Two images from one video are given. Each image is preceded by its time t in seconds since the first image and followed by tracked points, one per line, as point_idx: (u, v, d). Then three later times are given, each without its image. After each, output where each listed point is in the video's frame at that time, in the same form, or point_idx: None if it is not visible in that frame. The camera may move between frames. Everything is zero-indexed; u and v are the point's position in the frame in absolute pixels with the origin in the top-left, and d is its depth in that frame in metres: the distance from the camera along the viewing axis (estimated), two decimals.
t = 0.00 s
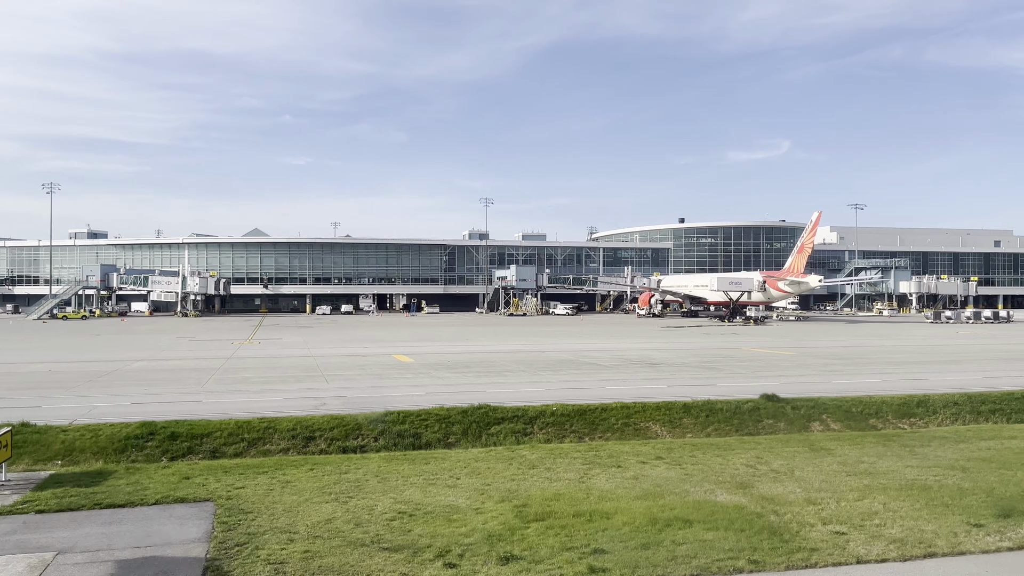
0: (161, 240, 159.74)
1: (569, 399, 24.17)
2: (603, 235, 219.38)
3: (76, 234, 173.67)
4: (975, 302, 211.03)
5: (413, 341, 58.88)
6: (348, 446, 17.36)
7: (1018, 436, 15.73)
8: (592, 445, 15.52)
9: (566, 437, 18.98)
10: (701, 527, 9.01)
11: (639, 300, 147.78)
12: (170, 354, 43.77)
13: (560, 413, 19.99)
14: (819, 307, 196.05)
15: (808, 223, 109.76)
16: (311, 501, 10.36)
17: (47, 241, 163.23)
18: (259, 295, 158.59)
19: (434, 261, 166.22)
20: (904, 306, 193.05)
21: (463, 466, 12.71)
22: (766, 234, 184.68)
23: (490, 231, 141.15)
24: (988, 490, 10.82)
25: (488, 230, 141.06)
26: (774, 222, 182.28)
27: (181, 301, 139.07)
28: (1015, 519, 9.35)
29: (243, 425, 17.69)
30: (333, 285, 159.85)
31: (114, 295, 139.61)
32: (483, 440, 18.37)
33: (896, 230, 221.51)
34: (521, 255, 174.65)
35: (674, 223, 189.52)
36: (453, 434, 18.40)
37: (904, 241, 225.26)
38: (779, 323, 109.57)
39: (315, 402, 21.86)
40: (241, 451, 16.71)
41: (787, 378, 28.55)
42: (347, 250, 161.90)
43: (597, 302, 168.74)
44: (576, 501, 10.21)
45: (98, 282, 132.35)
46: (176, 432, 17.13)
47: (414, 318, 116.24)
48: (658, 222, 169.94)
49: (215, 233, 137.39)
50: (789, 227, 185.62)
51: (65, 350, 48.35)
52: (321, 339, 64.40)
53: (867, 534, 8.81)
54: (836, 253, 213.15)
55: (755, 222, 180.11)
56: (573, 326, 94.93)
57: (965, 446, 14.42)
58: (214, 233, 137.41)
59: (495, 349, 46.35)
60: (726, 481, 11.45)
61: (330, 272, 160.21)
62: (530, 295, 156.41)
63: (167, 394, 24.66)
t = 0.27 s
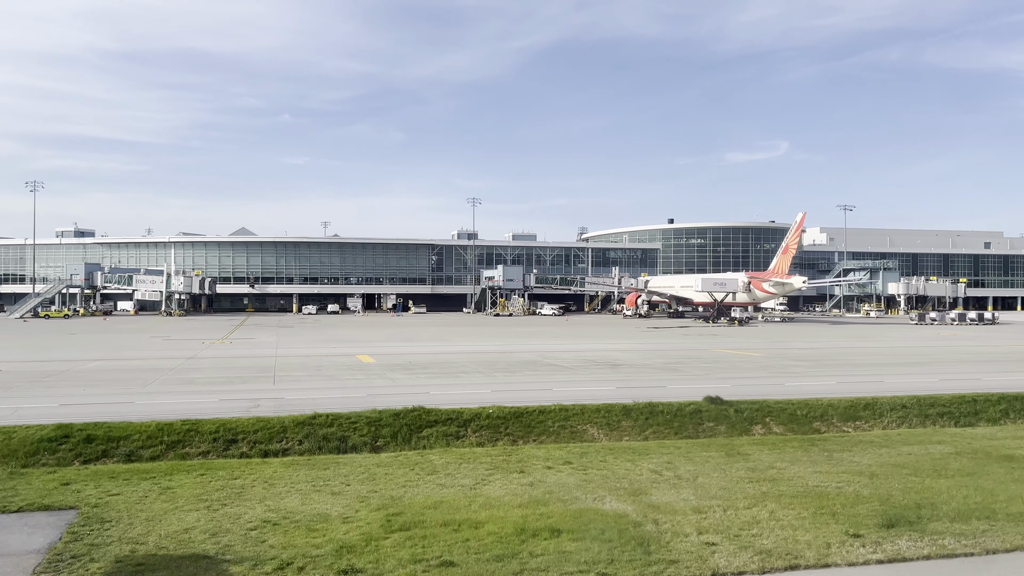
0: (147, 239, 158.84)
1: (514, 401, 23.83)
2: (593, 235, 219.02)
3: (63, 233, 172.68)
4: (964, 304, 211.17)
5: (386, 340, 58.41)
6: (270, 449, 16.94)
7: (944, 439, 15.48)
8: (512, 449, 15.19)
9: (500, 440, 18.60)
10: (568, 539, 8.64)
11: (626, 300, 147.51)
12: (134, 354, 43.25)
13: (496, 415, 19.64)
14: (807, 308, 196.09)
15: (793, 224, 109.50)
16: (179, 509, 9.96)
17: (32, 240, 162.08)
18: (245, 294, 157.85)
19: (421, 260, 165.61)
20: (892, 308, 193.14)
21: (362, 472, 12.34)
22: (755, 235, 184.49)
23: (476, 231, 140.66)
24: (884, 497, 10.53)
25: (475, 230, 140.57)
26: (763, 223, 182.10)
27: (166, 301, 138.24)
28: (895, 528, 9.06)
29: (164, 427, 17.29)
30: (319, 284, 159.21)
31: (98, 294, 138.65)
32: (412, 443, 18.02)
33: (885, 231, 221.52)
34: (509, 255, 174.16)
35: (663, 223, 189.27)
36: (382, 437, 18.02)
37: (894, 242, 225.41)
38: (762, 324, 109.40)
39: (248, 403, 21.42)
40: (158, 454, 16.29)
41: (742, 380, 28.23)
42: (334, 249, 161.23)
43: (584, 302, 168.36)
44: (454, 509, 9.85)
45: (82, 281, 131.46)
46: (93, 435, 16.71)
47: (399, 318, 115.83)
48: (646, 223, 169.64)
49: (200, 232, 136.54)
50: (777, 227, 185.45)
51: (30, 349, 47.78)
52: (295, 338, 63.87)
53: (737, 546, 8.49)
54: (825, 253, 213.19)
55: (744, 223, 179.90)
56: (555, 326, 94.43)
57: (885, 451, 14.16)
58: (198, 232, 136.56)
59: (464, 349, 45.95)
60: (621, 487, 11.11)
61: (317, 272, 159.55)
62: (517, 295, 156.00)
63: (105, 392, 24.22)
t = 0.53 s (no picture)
0: (134, 237, 158.01)
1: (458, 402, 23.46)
2: (583, 235, 218.76)
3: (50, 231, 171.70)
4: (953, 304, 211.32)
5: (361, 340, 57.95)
6: (188, 451, 16.53)
7: (869, 443, 15.18)
8: (427, 451, 14.84)
9: (431, 442, 18.19)
10: (422, 548, 8.26)
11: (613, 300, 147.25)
12: (97, 353, 42.74)
13: (429, 417, 19.26)
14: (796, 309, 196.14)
15: (778, 224, 109.25)
16: (37, 517, 9.55)
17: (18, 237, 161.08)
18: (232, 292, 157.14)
19: (409, 259, 165.06)
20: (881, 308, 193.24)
21: (255, 476, 11.94)
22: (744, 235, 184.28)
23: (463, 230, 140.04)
24: (775, 503, 10.19)
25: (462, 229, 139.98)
26: (752, 223, 181.92)
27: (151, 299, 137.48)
28: (769, 537, 8.73)
29: (81, 429, 16.88)
30: (306, 283, 158.61)
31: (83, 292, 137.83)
32: (338, 445, 17.64)
33: (876, 231, 221.53)
34: (497, 254, 173.71)
35: (652, 223, 189.05)
36: (307, 440, 17.63)
37: (884, 242, 225.69)
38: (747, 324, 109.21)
39: (180, 403, 20.99)
40: (70, 456, 15.86)
41: (696, 380, 27.92)
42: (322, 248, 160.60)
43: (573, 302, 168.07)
44: (322, 516, 9.46)
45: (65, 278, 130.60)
46: (5, 437, 16.29)
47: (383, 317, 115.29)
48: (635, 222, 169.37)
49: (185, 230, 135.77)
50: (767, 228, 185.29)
51: None
52: (271, 338, 63.38)
53: (597, 557, 8.16)
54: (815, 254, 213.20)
55: (733, 223, 179.71)
56: (539, 326, 94.07)
57: (804, 455, 13.83)
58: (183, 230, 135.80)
59: (432, 350, 45.55)
60: (510, 494, 10.73)
61: (304, 270, 158.90)
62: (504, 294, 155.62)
63: (40, 391, 23.75)
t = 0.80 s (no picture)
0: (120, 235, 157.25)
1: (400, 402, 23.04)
2: (574, 234, 218.33)
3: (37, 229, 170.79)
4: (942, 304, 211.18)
5: (335, 339, 57.53)
6: (103, 453, 16.09)
7: (793, 445, 14.85)
8: (338, 455, 14.45)
9: (358, 445, 17.80)
10: (262, 558, 7.87)
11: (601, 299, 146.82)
12: (59, 352, 42.20)
13: (360, 419, 18.86)
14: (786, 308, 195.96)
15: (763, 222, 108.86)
16: None
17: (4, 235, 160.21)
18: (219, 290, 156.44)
19: (397, 258, 164.42)
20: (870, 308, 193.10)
21: (139, 482, 11.53)
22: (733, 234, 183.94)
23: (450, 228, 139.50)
24: (659, 510, 9.84)
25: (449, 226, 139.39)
26: (741, 222, 181.65)
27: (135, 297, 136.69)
28: (633, 546, 8.38)
29: None
30: (293, 281, 157.99)
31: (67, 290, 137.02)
32: (262, 447, 17.26)
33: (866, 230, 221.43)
34: (486, 253, 173.19)
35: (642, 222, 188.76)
36: (229, 442, 17.23)
37: (874, 242, 225.76)
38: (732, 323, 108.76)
39: (109, 403, 20.56)
40: None
41: (650, 379, 27.55)
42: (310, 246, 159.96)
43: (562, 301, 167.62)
44: (180, 524, 9.08)
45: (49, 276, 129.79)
46: None
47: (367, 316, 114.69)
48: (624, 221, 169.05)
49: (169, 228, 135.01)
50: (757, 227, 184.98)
51: None
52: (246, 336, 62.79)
53: (444, 568, 7.80)
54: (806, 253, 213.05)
55: (722, 221, 179.36)
56: (522, 325, 93.54)
57: (718, 459, 13.51)
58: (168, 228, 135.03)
59: (400, 348, 45.07)
60: (391, 500, 10.34)
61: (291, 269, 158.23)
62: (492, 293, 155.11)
63: None
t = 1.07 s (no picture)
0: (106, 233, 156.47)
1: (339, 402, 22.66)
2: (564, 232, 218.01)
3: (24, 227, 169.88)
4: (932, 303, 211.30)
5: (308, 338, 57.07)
6: (12, 456, 15.67)
7: (711, 447, 14.55)
8: (243, 457, 14.07)
9: (283, 447, 17.43)
10: (87, 570, 7.49)
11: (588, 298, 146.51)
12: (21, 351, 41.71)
13: (288, 420, 18.47)
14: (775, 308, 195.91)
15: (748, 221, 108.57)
16: None
17: None
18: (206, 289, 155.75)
19: (385, 256, 163.82)
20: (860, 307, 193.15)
21: (16, 486, 11.14)
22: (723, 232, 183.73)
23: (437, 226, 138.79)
24: (535, 516, 9.50)
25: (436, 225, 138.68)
26: (731, 221, 181.38)
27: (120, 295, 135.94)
28: (485, 555, 8.04)
29: None
30: (281, 280, 157.40)
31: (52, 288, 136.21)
32: (182, 448, 16.86)
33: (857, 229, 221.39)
34: (475, 252, 172.74)
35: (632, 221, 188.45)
36: (148, 444, 16.83)
37: (866, 242, 225.45)
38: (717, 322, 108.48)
39: (36, 403, 20.16)
40: None
41: (603, 379, 27.20)
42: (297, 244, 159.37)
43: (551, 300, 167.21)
44: (22, 534, 8.67)
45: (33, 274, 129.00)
46: None
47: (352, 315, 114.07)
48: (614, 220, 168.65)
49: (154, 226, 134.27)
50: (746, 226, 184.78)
51: None
52: (220, 335, 62.26)
53: None
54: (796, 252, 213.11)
55: (711, 220, 179.18)
56: (505, 325, 93.18)
57: (629, 461, 13.16)
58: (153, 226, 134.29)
59: (366, 348, 44.63)
60: (262, 506, 9.92)
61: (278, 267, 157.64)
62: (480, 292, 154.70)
63: None
